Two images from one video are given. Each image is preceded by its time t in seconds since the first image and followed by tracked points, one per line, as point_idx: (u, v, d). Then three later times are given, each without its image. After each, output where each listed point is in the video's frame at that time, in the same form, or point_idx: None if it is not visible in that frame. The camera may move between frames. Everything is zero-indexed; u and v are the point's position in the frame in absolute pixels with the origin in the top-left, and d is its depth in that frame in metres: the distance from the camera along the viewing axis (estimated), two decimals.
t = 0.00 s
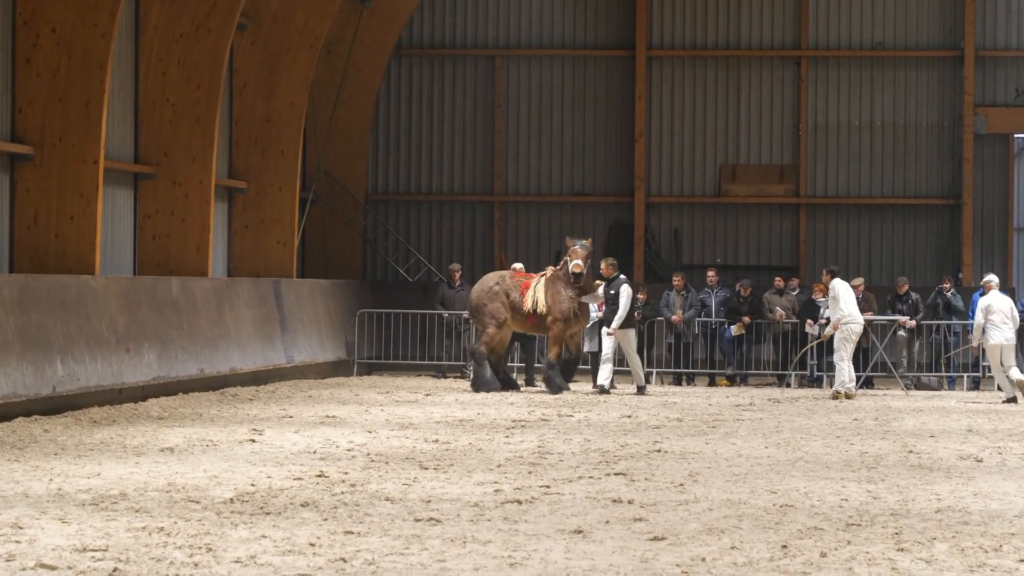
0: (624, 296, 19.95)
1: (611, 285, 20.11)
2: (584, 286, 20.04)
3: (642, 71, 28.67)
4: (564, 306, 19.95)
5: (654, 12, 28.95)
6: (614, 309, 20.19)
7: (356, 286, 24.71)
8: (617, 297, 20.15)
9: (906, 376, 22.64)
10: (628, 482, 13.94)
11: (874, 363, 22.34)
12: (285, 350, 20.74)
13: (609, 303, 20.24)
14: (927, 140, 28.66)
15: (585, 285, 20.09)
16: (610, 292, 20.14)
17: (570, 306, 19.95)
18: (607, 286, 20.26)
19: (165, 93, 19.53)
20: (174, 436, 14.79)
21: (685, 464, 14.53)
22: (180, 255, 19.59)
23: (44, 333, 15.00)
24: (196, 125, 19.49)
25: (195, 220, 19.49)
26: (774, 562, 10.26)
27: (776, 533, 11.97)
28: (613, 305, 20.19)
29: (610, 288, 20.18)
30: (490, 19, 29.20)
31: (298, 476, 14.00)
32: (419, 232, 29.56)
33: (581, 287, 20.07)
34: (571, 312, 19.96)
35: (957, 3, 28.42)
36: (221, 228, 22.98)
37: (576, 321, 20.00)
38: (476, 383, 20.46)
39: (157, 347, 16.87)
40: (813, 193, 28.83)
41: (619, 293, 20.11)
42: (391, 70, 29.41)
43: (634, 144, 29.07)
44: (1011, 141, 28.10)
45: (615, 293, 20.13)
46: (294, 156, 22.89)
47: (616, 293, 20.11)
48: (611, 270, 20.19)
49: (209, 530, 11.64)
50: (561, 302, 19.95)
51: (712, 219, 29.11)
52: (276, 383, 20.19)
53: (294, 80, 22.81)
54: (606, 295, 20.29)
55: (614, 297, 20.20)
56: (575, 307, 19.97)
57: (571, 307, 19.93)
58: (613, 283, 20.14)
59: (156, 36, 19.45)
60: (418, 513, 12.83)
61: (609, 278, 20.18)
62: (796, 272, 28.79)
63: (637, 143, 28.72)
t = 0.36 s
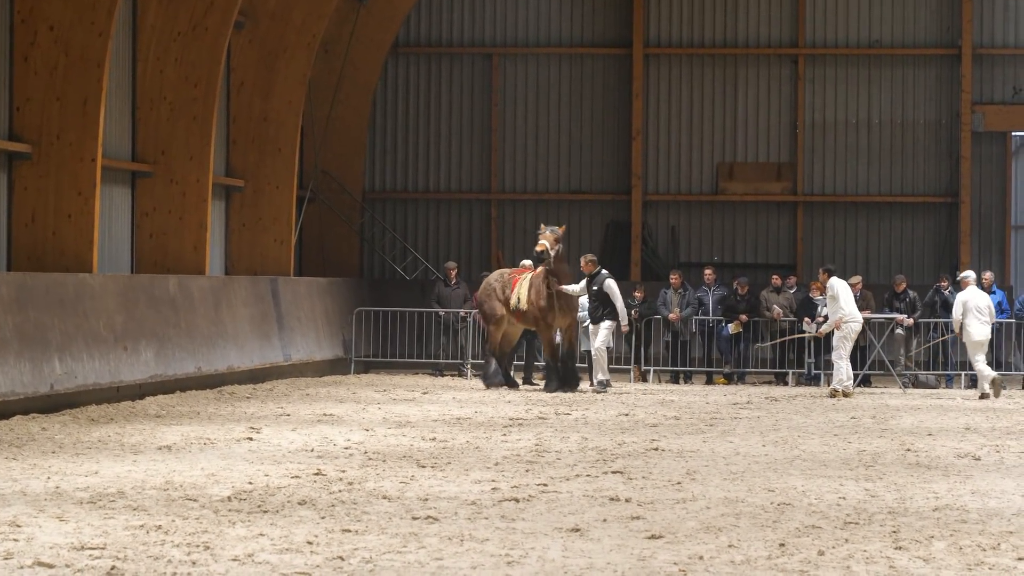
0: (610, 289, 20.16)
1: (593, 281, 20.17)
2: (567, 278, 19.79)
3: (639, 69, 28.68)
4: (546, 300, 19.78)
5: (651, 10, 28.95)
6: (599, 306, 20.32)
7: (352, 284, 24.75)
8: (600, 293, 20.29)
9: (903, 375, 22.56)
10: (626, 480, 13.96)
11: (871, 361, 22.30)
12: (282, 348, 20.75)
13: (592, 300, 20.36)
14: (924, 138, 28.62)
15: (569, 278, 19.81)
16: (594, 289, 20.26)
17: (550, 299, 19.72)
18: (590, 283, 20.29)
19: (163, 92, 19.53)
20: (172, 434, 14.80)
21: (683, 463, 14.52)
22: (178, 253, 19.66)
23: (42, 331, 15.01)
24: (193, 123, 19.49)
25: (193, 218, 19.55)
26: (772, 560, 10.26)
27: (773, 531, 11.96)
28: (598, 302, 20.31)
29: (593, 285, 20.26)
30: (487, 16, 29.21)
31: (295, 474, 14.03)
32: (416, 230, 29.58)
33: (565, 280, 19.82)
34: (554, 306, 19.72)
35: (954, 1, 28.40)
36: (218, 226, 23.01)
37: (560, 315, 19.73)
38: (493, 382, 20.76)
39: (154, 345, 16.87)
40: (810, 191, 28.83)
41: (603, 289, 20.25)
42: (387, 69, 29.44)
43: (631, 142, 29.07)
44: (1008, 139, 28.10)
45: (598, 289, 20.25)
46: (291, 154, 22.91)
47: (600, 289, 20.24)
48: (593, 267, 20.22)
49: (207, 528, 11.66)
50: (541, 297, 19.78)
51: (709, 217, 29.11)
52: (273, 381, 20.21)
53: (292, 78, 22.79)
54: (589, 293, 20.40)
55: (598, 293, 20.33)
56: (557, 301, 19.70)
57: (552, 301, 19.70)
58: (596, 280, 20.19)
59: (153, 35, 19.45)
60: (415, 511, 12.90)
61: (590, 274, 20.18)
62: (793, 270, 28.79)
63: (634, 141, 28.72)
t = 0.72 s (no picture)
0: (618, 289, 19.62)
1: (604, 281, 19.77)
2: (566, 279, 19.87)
3: (662, 67, 28.68)
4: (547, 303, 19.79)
5: (674, 8, 28.95)
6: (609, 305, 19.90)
7: (375, 282, 24.77)
8: (611, 293, 19.82)
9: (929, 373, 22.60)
10: (651, 478, 13.94)
11: (896, 359, 22.42)
12: (306, 346, 20.77)
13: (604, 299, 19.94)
14: (948, 135, 28.58)
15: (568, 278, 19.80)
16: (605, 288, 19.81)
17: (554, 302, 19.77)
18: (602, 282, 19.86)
19: (186, 90, 19.61)
20: (197, 432, 14.82)
21: (707, 461, 14.50)
22: (201, 251, 19.67)
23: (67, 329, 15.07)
24: (216, 122, 19.58)
25: (216, 217, 19.58)
26: (798, 558, 10.23)
27: (798, 530, 11.93)
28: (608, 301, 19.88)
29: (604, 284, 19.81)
30: (511, 15, 29.21)
31: (320, 472, 14.04)
32: (439, 229, 29.47)
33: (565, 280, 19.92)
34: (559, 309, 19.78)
35: None
36: (243, 225, 22.99)
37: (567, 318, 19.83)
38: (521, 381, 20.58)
39: (179, 343, 16.91)
40: (834, 189, 28.76)
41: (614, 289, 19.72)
42: (411, 67, 29.35)
43: (654, 140, 29.04)
44: None
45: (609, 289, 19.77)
46: (314, 151, 22.90)
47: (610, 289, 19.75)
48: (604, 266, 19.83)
49: (232, 526, 11.66)
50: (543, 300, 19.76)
51: (734, 215, 29.01)
52: (296, 378, 20.24)
53: (314, 77, 22.85)
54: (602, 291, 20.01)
55: (610, 293, 19.86)
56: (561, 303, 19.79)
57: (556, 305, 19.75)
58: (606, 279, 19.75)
59: (177, 34, 19.53)
60: (440, 510, 12.91)
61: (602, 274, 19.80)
62: (818, 268, 28.69)
63: (657, 139, 28.70)
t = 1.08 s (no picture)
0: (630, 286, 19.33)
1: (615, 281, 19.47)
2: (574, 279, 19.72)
3: (691, 66, 28.65)
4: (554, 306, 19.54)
5: (703, 6, 28.93)
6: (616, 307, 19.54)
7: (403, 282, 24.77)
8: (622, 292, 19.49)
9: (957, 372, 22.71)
10: (678, 477, 13.88)
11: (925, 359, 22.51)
12: (334, 344, 20.77)
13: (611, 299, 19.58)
14: (977, 134, 28.62)
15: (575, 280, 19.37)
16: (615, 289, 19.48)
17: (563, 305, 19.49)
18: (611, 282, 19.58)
19: (214, 89, 19.60)
20: (224, 431, 14.82)
21: (735, 460, 14.46)
22: (229, 250, 19.68)
23: (95, 328, 15.16)
24: (244, 121, 19.56)
25: (244, 216, 19.59)
26: (826, 558, 10.16)
27: (825, 530, 11.96)
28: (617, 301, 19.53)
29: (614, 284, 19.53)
30: (538, 14, 29.23)
31: (347, 471, 14.01)
32: (466, 228, 29.45)
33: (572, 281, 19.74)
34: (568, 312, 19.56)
35: None
36: (271, 223, 23.13)
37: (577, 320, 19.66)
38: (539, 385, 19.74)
39: (206, 342, 16.93)
40: (863, 188, 28.71)
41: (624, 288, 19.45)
42: (439, 66, 29.31)
43: (682, 138, 29.02)
44: None
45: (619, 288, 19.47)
46: (342, 150, 22.88)
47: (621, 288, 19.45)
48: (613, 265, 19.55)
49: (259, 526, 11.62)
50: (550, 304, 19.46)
51: (762, 214, 28.99)
52: (323, 377, 20.25)
53: (343, 75, 22.80)
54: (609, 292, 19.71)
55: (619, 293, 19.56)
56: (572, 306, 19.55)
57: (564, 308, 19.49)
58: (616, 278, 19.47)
59: (205, 34, 19.61)
60: (468, 508, 12.89)
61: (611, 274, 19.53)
62: (847, 266, 28.65)
63: (686, 138, 28.69)
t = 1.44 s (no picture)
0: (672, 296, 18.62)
1: (653, 292, 18.81)
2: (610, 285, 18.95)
3: (745, 74, 29.49)
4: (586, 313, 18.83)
5: (758, 17, 29.74)
6: (653, 318, 18.86)
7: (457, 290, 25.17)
8: (662, 303, 18.78)
9: (1012, 380, 22.64)
10: (735, 486, 13.81)
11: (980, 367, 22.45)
12: (390, 353, 21.04)
13: (648, 311, 18.89)
14: None
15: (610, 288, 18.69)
16: (654, 300, 18.81)
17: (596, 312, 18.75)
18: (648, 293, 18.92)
19: (270, 96, 20.17)
20: (280, 439, 14.80)
21: (791, 468, 14.45)
22: (285, 257, 20.28)
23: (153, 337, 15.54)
24: (300, 129, 20.13)
25: (300, 224, 20.19)
26: (884, 567, 9.68)
27: (884, 537, 11.67)
28: (654, 313, 18.84)
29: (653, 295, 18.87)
30: (595, 24, 30.11)
31: (404, 479, 13.94)
32: (522, 235, 30.43)
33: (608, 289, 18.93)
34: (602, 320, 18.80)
35: None
36: (326, 231, 23.61)
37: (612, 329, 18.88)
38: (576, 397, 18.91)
39: (262, 350, 17.33)
40: (917, 196, 29.45)
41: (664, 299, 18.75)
42: (494, 73, 30.26)
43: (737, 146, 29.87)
44: None
45: (659, 299, 18.78)
46: (397, 157, 23.37)
47: (661, 299, 18.77)
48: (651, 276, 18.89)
49: (315, 533, 11.36)
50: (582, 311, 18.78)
51: (817, 222, 29.77)
52: (379, 385, 20.53)
53: (396, 84, 23.25)
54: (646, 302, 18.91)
55: (658, 305, 18.86)
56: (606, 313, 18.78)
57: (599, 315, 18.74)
58: (655, 290, 18.82)
59: (261, 40, 20.10)
60: (525, 517, 12.59)
61: (650, 285, 18.86)
62: (902, 274, 29.41)
63: (741, 144, 29.45)
